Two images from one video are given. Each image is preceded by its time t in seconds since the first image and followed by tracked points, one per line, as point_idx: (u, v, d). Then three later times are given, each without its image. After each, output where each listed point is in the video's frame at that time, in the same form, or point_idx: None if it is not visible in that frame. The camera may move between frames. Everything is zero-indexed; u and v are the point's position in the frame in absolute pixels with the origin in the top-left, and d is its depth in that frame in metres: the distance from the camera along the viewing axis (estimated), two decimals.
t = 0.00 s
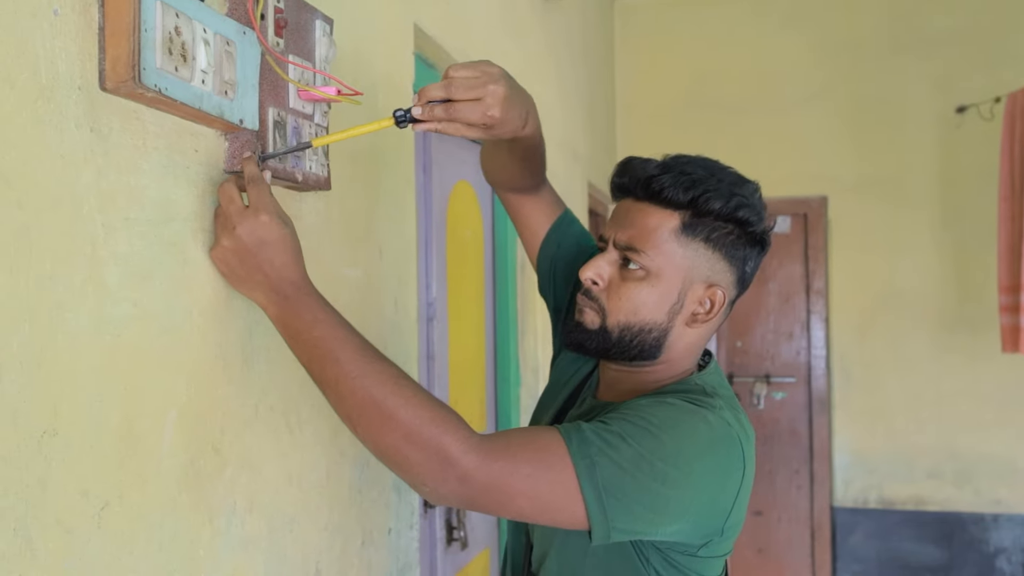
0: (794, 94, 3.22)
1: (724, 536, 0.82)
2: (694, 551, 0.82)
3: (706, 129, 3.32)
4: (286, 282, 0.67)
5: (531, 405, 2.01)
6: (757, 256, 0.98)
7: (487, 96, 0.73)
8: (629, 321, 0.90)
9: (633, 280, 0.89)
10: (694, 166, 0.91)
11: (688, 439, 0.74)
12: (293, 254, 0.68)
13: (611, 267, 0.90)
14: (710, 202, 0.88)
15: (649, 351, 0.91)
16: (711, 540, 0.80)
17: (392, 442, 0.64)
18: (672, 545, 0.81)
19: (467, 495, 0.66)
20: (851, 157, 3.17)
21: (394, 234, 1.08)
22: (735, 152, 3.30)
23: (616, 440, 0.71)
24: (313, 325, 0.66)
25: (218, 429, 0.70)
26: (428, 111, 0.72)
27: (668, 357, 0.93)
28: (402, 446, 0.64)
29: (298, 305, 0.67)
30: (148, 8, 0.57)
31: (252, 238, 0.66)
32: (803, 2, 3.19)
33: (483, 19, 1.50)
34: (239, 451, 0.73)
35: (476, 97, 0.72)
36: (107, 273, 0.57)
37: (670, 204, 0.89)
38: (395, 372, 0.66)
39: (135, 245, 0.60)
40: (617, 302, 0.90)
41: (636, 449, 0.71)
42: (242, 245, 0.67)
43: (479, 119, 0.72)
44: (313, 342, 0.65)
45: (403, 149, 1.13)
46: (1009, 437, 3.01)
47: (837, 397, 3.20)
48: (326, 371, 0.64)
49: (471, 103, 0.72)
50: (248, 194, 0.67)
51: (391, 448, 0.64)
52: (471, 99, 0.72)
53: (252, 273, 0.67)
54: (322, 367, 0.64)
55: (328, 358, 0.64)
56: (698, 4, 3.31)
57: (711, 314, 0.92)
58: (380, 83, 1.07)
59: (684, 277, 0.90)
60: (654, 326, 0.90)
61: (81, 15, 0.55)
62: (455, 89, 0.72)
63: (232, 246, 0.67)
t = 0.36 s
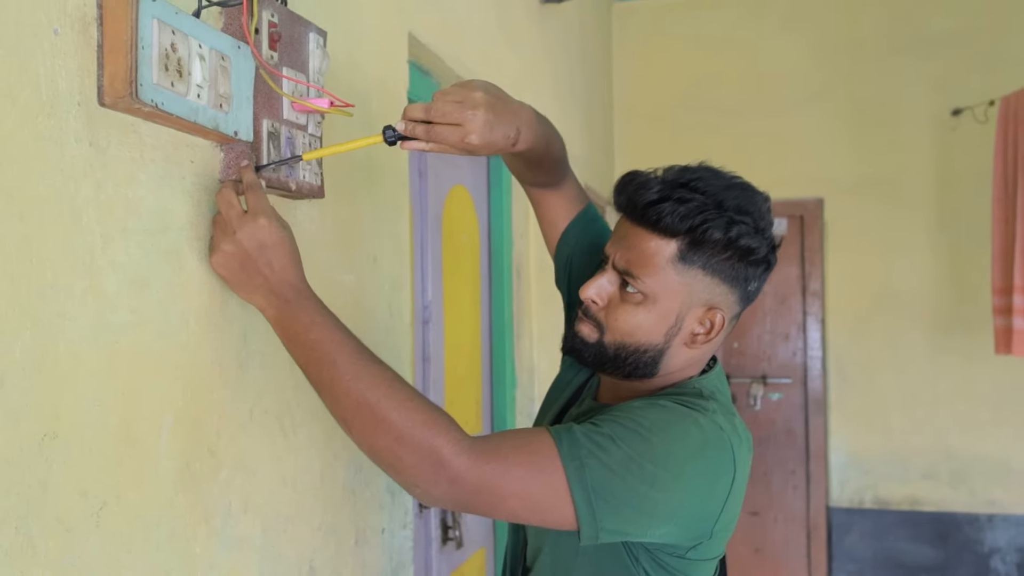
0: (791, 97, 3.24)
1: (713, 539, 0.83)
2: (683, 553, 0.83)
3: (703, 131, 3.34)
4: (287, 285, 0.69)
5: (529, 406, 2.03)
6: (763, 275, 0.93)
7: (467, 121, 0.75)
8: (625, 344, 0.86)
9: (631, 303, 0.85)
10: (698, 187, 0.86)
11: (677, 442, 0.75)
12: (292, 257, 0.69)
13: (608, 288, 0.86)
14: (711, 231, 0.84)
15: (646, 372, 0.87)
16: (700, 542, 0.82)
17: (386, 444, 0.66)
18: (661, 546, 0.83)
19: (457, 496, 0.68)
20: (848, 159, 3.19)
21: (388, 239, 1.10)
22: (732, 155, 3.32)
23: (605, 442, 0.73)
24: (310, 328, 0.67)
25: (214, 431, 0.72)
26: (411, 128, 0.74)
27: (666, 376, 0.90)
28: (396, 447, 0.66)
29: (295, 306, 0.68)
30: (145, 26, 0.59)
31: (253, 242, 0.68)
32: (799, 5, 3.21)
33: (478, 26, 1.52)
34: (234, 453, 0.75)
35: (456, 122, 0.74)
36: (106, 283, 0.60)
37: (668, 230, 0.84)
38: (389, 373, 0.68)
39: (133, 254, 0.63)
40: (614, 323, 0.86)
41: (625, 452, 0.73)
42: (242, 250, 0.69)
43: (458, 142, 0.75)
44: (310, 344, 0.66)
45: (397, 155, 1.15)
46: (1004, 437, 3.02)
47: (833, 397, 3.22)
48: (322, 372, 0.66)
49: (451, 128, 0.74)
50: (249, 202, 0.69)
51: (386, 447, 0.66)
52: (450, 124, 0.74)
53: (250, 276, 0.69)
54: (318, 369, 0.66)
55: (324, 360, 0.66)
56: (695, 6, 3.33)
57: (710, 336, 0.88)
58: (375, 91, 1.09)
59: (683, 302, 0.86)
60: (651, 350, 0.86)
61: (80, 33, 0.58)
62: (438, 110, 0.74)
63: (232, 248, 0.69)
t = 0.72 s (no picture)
0: (782, 97, 3.27)
1: (683, 531, 0.85)
2: (654, 544, 0.84)
3: (696, 130, 3.37)
4: (278, 277, 0.72)
5: (520, 401, 2.05)
6: (732, 267, 0.95)
7: (459, 121, 0.78)
8: (599, 343, 0.88)
9: (603, 305, 0.88)
10: (662, 186, 0.88)
11: (643, 438, 0.77)
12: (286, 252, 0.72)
13: (580, 289, 0.89)
14: (675, 233, 0.85)
15: (622, 369, 0.90)
16: (670, 534, 0.83)
17: (364, 435, 0.69)
18: (631, 537, 0.84)
19: (425, 490, 0.70)
20: (838, 158, 3.22)
21: (380, 236, 1.13)
22: (724, 154, 3.35)
23: (572, 437, 0.75)
24: (299, 319, 0.71)
25: (210, 421, 0.74)
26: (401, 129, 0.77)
27: (642, 371, 0.93)
28: (370, 442, 0.69)
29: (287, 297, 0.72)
30: (143, 30, 0.62)
31: (249, 239, 0.71)
32: (790, 6, 3.24)
33: (470, 27, 1.55)
34: (230, 442, 0.78)
35: (448, 121, 0.77)
36: (107, 277, 0.62)
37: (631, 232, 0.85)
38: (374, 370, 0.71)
39: (132, 249, 0.65)
40: (587, 324, 0.88)
41: (591, 447, 0.75)
42: (238, 249, 0.72)
43: (450, 141, 0.78)
44: (296, 336, 0.70)
45: (389, 154, 1.18)
46: (991, 433, 3.06)
47: (824, 394, 3.25)
48: (310, 362, 0.69)
49: (443, 127, 0.77)
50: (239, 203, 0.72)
51: (360, 438, 0.69)
52: (442, 123, 0.77)
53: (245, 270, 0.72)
54: (306, 357, 0.69)
55: (312, 353, 0.69)
56: (687, 7, 3.36)
57: (683, 331, 0.91)
58: (367, 92, 1.12)
59: (652, 301, 0.88)
60: (624, 348, 0.88)
61: (81, 37, 0.60)
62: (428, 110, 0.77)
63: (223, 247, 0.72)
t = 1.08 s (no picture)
0: (773, 99, 3.31)
1: (702, 524, 0.89)
2: (673, 537, 0.89)
3: (689, 132, 3.41)
4: (317, 274, 0.73)
5: (521, 399, 2.08)
6: (750, 267, 0.97)
7: (478, 135, 0.80)
8: (623, 347, 0.91)
9: (624, 312, 0.90)
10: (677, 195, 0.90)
11: (668, 436, 0.80)
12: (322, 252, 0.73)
13: (602, 295, 0.91)
14: (690, 241, 0.87)
15: (646, 371, 0.92)
16: (690, 527, 0.87)
17: (397, 427, 0.71)
18: (652, 529, 0.88)
19: (455, 484, 0.73)
20: (829, 160, 3.26)
21: (393, 237, 1.15)
22: (716, 156, 3.39)
23: (600, 434, 0.77)
24: (336, 318, 0.72)
25: (242, 416, 0.77)
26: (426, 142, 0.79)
27: (667, 372, 0.95)
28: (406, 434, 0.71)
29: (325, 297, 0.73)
30: (186, 37, 0.64)
31: (285, 235, 0.72)
32: (782, 9, 3.29)
33: (476, 31, 1.58)
34: (260, 436, 0.80)
35: (467, 136, 0.79)
36: (152, 276, 0.65)
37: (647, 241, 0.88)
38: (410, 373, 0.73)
39: (173, 249, 0.67)
40: (610, 330, 0.91)
41: (619, 445, 0.77)
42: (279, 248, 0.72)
43: (467, 155, 0.79)
44: (334, 333, 0.72)
45: (402, 156, 1.20)
46: (979, 430, 3.11)
47: (814, 392, 3.29)
48: (349, 355, 0.71)
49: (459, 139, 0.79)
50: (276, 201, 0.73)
51: (393, 432, 0.71)
52: (459, 136, 0.79)
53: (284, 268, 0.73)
54: (343, 355, 0.71)
55: (349, 349, 0.71)
56: (680, 10, 3.40)
57: (705, 332, 0.93)
58: (382, 95, 1.14)
59: (672, 305, 0.90)
60: (647, 351, 0.91)
61: (128, 44, 0.62)
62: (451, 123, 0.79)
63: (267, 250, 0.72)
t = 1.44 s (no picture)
0: (755, 98, 3.34)
1: (723, 507, 0.91)
2: (694, 518, 0.90)
3: (671, 131, 3.43)
4: (427, 201, 0.78)
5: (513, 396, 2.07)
6: (765, 260, 0.99)
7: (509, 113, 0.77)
8: (643, 340, 0.92)
9: (644, 307, 0.91)
10: (698, 190, 0.90)
11: (701, 410, 0.82)
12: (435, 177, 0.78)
13: (621, 290, 0.92)
14: (712, 237, 0.89)
15: (665, 362, 0.94)
16: (712, 508, 0.89)
17: (453, 372, 0.72)
18: (675, 509, 0.89)
19: (495, 440, 0.73)
20: (810, 159, 3.30)
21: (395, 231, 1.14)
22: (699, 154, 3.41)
23: (637, 403, 0.79)
24: (430, 248, 0.77)
25: (256, 408, 0.76)
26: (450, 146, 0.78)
27: (683, 362, 0.96)
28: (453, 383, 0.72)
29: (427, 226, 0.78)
30: (209, 25, 0.63)
31: (412, 151, 0.76)
32: (763, 10, 3.32)
33: (470, 26, 1.58)
34: (273, 428, 0.79)
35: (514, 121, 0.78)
36: (174, 265, 0.64)
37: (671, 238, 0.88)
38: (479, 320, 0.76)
39: (193, 238, 0.67)
40: (630, 326, 0.91)
41: (654, 413, 0.79)
42: (397, 158, 0.77)
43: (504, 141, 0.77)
44: (424, 262, 0.76)
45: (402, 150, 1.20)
46: (956, 426, 3.17)
47: (794, 389, 3.33)
48: (426, 293, 0.74)
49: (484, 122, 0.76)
50: (400, 122, 0.78)
51: (447, 376, 0.72)
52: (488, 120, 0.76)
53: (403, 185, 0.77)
54: (423, 288, 0.75)
55: (433, 283, 0.75)
56: (663, 9, 3.42)
57: (721, 323, 0.95)
58: (384, 89, 1.14)
59: (693, 299, 0.91)
60: (667, 343, 0.92)
61: (151, 31, 0.62)
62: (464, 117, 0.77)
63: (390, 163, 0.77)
